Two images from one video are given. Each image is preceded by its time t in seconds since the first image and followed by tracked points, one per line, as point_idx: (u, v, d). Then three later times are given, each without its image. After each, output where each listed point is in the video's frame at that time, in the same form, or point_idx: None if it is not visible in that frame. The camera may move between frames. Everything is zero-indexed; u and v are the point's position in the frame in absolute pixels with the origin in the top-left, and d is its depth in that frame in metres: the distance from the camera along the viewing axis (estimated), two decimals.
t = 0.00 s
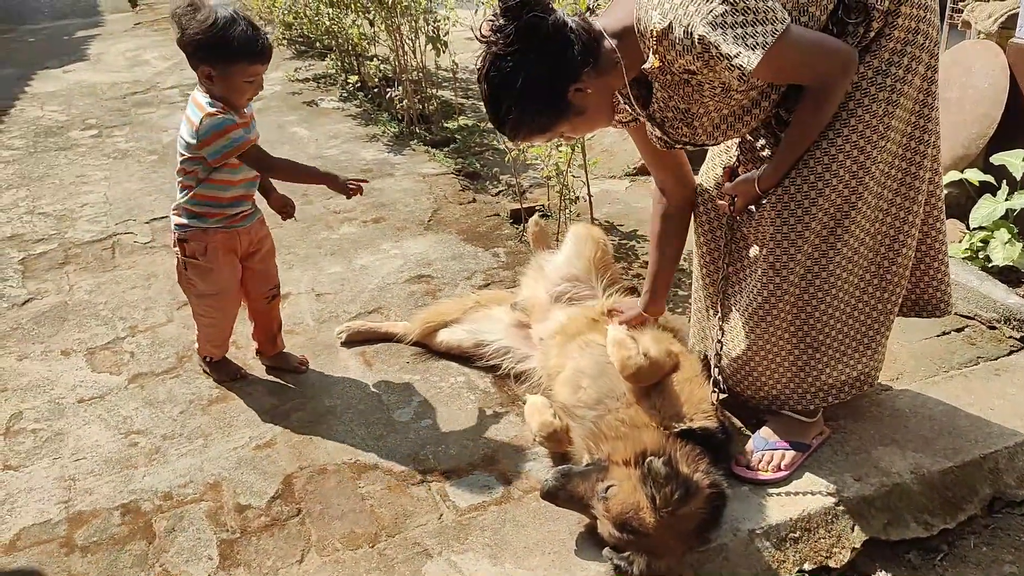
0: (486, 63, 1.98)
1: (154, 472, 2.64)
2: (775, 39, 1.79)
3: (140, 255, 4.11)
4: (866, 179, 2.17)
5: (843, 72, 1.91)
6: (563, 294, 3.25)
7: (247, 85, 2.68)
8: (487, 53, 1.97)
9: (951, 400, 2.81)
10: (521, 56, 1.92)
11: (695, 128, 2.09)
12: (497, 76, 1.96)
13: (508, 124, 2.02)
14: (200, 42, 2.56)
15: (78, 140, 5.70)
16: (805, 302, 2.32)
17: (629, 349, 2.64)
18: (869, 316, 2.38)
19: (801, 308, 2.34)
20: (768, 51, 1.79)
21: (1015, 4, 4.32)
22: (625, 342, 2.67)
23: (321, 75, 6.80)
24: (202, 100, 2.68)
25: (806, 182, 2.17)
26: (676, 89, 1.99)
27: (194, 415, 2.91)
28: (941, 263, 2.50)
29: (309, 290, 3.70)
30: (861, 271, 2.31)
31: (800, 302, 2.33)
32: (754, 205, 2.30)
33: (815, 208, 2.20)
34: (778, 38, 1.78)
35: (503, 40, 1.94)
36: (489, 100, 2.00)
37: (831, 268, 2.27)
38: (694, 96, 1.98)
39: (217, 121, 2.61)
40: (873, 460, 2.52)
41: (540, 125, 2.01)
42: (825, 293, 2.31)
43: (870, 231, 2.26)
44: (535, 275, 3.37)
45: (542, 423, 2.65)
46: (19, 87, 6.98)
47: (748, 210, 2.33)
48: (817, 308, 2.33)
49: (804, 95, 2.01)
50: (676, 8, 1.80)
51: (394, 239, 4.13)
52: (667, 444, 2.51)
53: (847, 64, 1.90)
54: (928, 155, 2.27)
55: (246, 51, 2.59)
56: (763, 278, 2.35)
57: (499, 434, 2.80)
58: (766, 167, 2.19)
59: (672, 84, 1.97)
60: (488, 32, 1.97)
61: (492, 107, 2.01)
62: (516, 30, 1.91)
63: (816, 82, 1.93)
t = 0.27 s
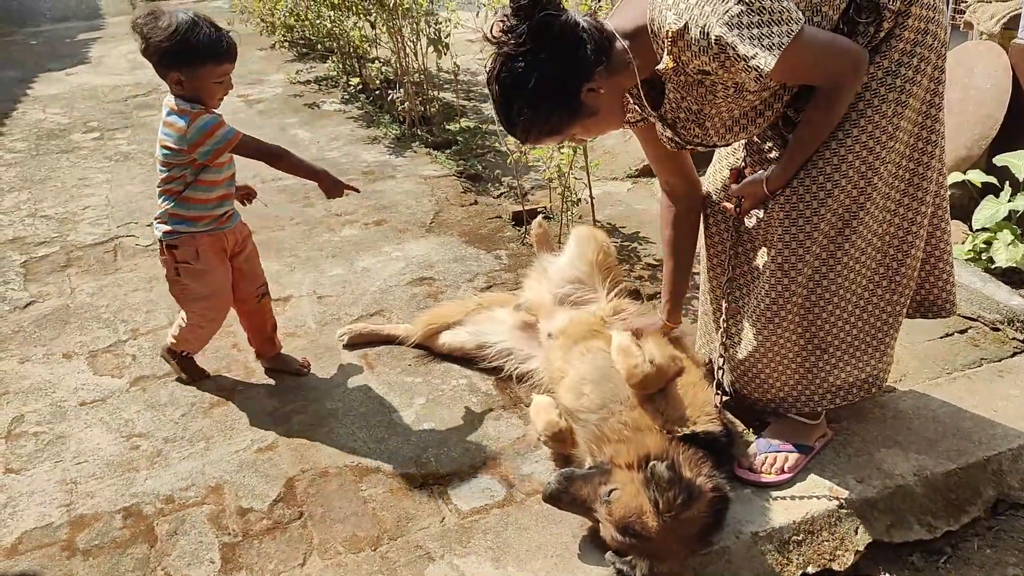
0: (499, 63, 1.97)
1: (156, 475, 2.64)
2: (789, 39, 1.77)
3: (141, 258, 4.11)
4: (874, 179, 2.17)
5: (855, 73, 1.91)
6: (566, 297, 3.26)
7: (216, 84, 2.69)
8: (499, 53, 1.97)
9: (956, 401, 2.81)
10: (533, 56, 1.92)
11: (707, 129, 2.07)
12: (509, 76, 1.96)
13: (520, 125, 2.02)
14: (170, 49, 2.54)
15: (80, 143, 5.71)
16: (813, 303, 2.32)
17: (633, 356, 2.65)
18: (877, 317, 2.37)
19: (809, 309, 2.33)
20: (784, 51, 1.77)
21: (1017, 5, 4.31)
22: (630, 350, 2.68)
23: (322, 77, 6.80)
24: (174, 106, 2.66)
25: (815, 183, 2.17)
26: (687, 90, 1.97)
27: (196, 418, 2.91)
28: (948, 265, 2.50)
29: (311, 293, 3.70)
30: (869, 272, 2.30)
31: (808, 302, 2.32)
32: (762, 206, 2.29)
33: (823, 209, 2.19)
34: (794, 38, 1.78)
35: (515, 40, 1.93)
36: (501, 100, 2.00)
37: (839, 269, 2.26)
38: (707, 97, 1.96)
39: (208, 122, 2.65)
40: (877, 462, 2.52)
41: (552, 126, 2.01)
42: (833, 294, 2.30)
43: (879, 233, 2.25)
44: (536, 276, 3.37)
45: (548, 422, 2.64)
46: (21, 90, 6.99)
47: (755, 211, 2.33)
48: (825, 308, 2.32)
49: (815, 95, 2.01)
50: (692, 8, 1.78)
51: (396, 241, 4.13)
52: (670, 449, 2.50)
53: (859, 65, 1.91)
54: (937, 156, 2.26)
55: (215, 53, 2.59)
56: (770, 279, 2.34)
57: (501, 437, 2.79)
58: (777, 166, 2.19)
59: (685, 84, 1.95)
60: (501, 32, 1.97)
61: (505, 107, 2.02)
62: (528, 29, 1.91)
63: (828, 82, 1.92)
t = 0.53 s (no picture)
0: (509, 67, 1.96)
1: (157, 478, 2.64)
2: (801, 45, 1.78)
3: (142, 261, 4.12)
4: (878, 180, 2.17)
5: (863, 77, 1.92)
6: (566, 298, 3.26)
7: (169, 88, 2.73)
8: (510, 56, 1.96)
9: (958, 401, 2.80)
10: (545, 59, 1.91)
11: (715, 132, 2.08)
12: (520, 79, 1.94)
13: (530, 130, 2.00)
14: (114, 58, 2.62)
15: (81, 145, 5.71)
16: (815, 303, 2.32)
17: (631, 353, 2.65)
18: (879, 318, 2.37)
19: (811, 310, 2.33)
20: (796, 57, 1.78)
21: (1017, 5, 4.32)
22: (628, 347, 2.68)
23: (323, 79, 6.80)
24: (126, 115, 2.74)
25: (818, 184, 2.17)
26: (696, 94, 1.97)
27: (197, 421, 2.90)
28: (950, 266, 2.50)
29: (312, 295, 3.70)
30: (871, 273, 2.30)
31: (810, 304, 2.32)
32: (765, 207, 2.28)
33: (827, 210, 2.19)
34: (805, 44, 1.78)
35: (527, 43, 1.92)
36: (512, 103, 1.98)
37: (841, 270, 2.26)
38: (716, 102, 1.97)
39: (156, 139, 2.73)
40: (879, 463, 2.51)
41: (563, 130, 1.99)
42: (835, 295, 2.30)
43: (882, 233, 2.25)
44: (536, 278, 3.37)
45: (550, 423, 2.63)
46: (21, 93, 6.99)
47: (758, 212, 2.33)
48: (828, 309, 2.32)
49: (822, 98, 2.00)
50: (704, 14, 1.78)
51: (396, 243, 4.13)
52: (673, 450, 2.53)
53: (869, 69, 1.91)
54: (939, 157, 2.26)
55: (159, 57, 2.64)
56: (773, 280, 2.34)
57: (503, 438, 2.79)
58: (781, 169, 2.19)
59: (695, 89, 1.96)
60: (511, 35, 1.96)
61: (515, 112, 1.99)
62: (540, 31, 1.90)
63: (837, 86, 1.93)
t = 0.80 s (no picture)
0: (521, 68, 1.93)
1: (162, 480, 2.64)
2: (812, 47, 1.79)
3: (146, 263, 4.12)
4: (883, 180, 2.17)
5: (871, 79, 1.92)
6: (570, 299, 3.26)
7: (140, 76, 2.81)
8: (522, 56, 1.93)
9: (964, 402, 2.79)
10: (558, 58, 1.89)
11: (724, 134, 2.08)
12: (532, 78, 1.92)
13: (541, 131, 1.97)
14: (89, 38, 2.77)
15: (85, 147, 5.72)
16: (822, 303, 2.31)
17: (654, 346, 2.61)
18: (885, 318, 2.37)
19: (818, 310, 2.32)
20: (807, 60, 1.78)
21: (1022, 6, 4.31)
22: (649, 338, 2.63)
23: (326, 81, 6.81)
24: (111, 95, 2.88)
25: (824, 184, 2.17)
26: (706, 97, 1.97)
27: (201, 422, 2.91)
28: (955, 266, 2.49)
29: (316, 296, 3.70)
30: (877, 272, 2.29)
31: (817, 303, 2.32)
32: (770, 207, 2.28)
33: (833, 210, 2.19)
34: (816, 46, 1.79)
35: (540, 43, 1.90)
36: (523, 103, 1.95)
37: (848, 270, 2.26)
38: (726, 105, 1.97)
39: (113, 120, 2.79)
40: (885, 464, 2.51)
41: (575, 132, 1.96)
42: (842, 294, 2.29)
43: (887, 233, 2.25)
44: (541, 280, 3.37)
45: (559, 422, 2.63)
46: (26, 96, 7.01)
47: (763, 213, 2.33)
48: (835, 309, 2.31)
49: (829, 100, 2.01)
50: (716, 17, 1.78)
51: (400, 245, 4.13)
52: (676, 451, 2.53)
53: (877, 71, 1.93)
54: (944, 157, 2.26)
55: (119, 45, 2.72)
56: (779, 280, 2.33)
57: (507, 439, 2.79)
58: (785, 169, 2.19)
59: (704, 92, 1.96)
60: (523, 37, 1.94)
61: (526, 114, 1.96)
62: (554, 31, 1.88)
63: (845, 88, 1.93)
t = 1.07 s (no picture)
0: (534, 78, 1.93)
1: (171, 483, 2.65)
2: (822, 53, 1.80)
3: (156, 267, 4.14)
4: (889, 186, 2.17)
5: (877, 86, 1.94)
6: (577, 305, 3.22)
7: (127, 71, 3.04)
8: (535, 65, 1.93)
9: (973, 409, 2.78)
10: (572, 69, 1.89)
11: (731, 142, 2.08)
12: (546, 88, 1.92)
13: (555, 141, 1.97)
14: (86, 29, 3.02)
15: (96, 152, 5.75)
16: (829, 309, 2.31)
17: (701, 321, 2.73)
18: (891, 323, 2.37)
19: (824, 316, 2.32)
20: (818, 66, 1.80)
21: None
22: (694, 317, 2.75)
23: (335, 86, 6.83)
24: (105, 85, 3.14)
25: (830, 190, 2.17)
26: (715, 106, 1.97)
27: (210, 426, 2.92)
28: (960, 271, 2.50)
29: (325, 301, 3.71)
30: (883, 278, 2.29)
31: (823, 309, 2.31)
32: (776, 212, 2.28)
33: (839, 216, 2.19)
34: (824, 53, 1.80)
35: (553, 53, 1.90)
36: (536, 113, 1.94)
37: (855, 275, 2.26)
38: (734, 113, 1.97)
39: (98, 112, 3.03)
40: (893, 471, 2.50)
41: (589, 141, 1.97)
42: (848, 300, 2.29)
43: (893, 239, 2.25)
44: (550, 287, 3.36)
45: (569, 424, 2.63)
46: (37, 101, 7.06)
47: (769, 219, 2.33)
48: (841, 315, 2.31)
49: (835, 107, 2.02)
50: (726, 26, 1.79)
51: (409, 250, 4.14)
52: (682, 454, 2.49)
53: (883, 77, 1.95)
54: (949, 162, 2.27)
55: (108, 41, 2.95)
56: (786, 285, 2.33)
57: (515, 445, 2.79)
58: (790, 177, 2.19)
59: (714, 101, 1.95)
60: (535, 47, 1.94)
61: (540, 125, 1.96)
62: (567, 41, 1.89)
63: (854, 94, 1.94)
